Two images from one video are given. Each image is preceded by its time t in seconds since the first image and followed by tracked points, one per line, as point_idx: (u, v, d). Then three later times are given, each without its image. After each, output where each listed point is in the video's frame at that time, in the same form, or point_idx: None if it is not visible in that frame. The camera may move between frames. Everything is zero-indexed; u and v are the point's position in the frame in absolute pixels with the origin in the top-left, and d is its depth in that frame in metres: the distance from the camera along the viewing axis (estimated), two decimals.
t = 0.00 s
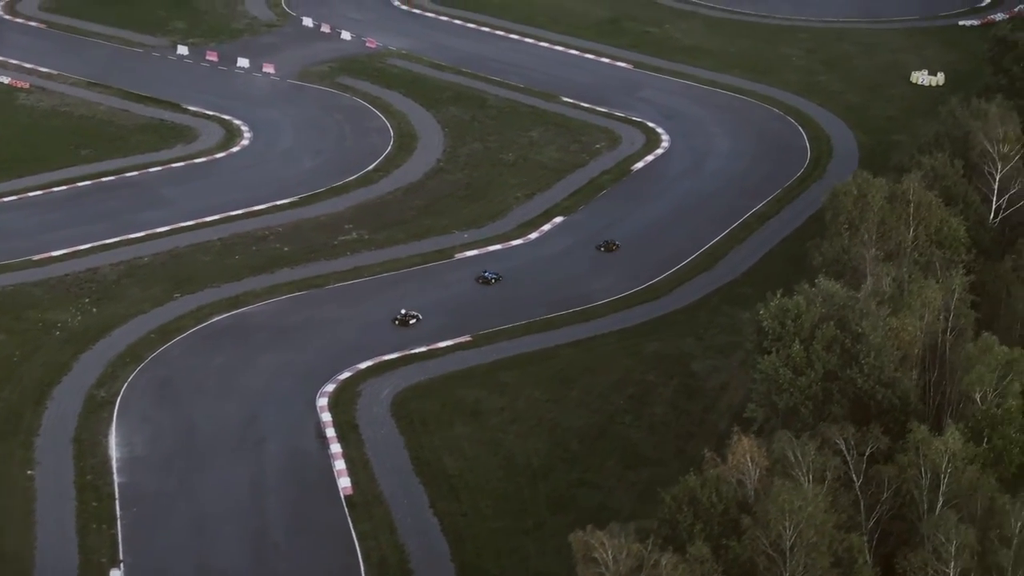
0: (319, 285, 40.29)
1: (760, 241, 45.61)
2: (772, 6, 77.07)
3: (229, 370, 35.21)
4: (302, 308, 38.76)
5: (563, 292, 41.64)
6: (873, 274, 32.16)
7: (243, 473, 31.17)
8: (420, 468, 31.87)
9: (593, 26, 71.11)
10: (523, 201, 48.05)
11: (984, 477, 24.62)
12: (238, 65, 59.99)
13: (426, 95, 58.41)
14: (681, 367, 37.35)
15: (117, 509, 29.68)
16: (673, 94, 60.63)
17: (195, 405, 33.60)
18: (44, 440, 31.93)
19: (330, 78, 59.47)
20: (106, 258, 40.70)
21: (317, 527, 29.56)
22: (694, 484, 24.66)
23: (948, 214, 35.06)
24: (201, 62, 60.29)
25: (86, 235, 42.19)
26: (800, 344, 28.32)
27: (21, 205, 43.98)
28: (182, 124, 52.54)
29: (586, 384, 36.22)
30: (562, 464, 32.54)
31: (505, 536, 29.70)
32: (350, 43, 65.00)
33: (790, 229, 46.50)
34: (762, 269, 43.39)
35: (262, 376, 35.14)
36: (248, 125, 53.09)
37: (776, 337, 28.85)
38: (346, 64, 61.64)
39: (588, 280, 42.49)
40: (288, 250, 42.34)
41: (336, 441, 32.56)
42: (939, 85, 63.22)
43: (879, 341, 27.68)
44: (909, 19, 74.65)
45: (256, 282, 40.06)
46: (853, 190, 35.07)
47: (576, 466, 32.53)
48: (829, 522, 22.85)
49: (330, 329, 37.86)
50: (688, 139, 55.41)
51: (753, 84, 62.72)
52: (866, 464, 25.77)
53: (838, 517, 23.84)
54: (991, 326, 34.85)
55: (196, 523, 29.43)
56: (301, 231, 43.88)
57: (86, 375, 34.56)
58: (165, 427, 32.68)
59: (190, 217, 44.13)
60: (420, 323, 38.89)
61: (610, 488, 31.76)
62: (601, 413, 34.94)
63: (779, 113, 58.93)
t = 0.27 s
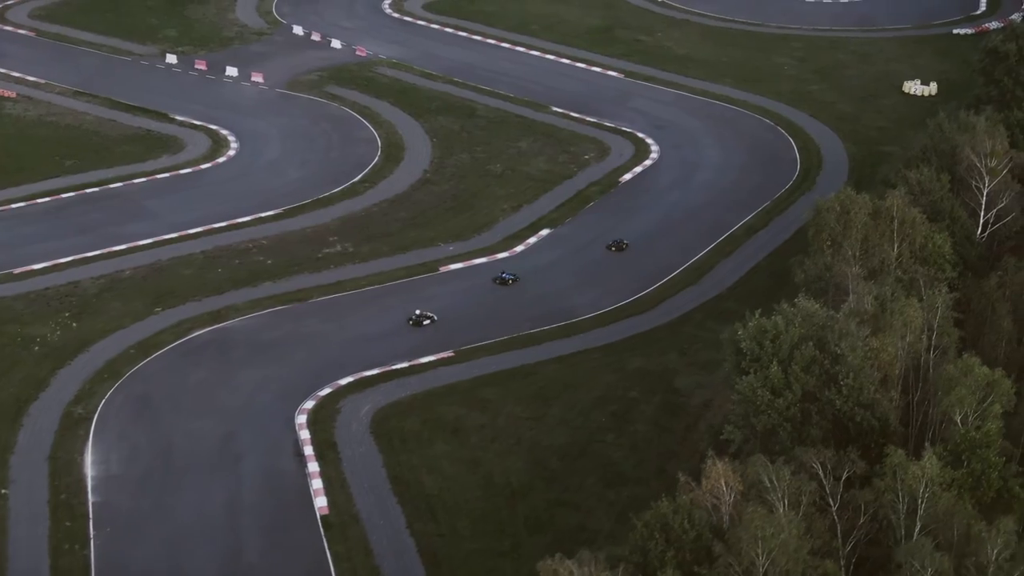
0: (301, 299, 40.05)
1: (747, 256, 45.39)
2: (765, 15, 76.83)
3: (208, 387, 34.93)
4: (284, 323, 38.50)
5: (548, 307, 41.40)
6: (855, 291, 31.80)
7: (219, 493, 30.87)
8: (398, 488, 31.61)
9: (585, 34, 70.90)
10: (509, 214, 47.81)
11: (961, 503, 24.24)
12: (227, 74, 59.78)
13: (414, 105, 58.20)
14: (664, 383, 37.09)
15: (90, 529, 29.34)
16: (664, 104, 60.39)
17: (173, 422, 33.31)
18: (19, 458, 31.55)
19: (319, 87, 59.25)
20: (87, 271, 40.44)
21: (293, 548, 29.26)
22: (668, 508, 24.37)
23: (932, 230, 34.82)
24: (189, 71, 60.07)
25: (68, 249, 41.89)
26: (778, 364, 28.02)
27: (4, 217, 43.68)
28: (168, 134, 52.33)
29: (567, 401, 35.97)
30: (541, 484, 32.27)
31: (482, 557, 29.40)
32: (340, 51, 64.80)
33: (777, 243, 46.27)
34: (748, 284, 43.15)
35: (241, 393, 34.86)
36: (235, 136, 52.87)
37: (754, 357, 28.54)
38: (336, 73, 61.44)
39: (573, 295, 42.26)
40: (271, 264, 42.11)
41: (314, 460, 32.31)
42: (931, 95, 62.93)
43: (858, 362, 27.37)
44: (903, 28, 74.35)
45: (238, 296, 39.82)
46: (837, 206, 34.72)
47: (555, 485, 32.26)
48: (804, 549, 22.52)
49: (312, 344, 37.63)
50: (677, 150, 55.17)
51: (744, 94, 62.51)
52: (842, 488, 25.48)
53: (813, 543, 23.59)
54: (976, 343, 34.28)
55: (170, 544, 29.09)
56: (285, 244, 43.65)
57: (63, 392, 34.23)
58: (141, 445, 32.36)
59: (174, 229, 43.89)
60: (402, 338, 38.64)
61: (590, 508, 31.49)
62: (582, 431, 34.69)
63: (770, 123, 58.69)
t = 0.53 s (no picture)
0: (290, 311, 39.86)
1: (740, 267, 45.12)
2: (764, 22, 76.52)
3: (194, 400, 34.75)
4: (272, 336, 38.32)
5: (538, 319, 41.18)
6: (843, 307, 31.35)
7: (202, 509, 30.68)
8: (382, 504, 31.40)
9: (582, 41, 70.67)
10: (502, 224, 47.62)
11: (945, 527, 23.91)
12: (222, 81, 59.66)
13: (409, 114, 58.04)
14: (653, 398, 36.84)
15: (71, 545, 29.14)
16: (660, 113, 60.16)
17: (157, 436, 33.13)
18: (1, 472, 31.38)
19: (314, 95, 59.11)
20: (75, 282, 40.30)
21: (274, 565, 29.05)
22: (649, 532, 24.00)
23: (924, 245, 34.61)
24: (184, 78, 59.96)
25: (57, 259, 41.76)
26: (763, 383, 27.75)
27: None
28: (161, 143, 52.19)
29: (556, 415, 35.74)
30: (527, 501, 32.04)
31: None
32: (336, 58, 64.66)
33: (770, 255, 46.01)
34: (740, 297, 42.89)
35: (227, 407, 34.67)
36: (228, 144, 52.72)
37: (739, 376, 28.24)
38: (331, 81, 61.28)
39: (564, 307, 42.04)
40: (260, 275, 41.94)
41: (298, 475, 32.11)
42: (930, 103, 62.53)
43: (844, 381, 27.16)
44: (903, 35, 73.92)
45: (227, 308, 39.65)
46: (826, 220, 34.13)
47: (541, 502, 32.03)
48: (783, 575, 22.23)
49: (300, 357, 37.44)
50: (672, 160, 54.92)
51: (741, 102, 62.23)
52: (825, 510, 25.22)
53: (793, 567, 23.35)
54: (967, 359, 33.95)
55: (151, 561, 28.89)
56: (275, 255, 43.48)
57: (48, 405, 34.07)
58: (125, 459, 32.18)
59: (164, 239, 43.74)
60: (391, 351, 38.43)
61: (575, 525, 31.26)
62: (570, 446, 34.46)
63: (766, 132, 58.41)
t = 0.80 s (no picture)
0: (278, 325, 39.64)
1: (733, 281, 44.79)
2: (765, 30, 76.15)
3: (178, 417, 34.55)
4: (259, 351, 38.11)
5: (528, 333, 40.90)
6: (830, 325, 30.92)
7: (182, 527, 30.45)
8: (365, 524, 31.14)
9: (581, 49, 70.37)
10: (494, 236, 47.37)
11: (927, 554, 23.59)
12: (217, 90, 59.51)
13: (405, 123, 57.83)
14: (642, 415, 36.51)
15: (49, 565, 28.91)
16: (657, 123, 59.85)
17: (140, 453, 32.93)
18: None
19: (309, 104, 58.94)
20: (63, 295, 40.16)
21: None
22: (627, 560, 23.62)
23: (915, 262, 34.25)
24: (180, 86, 59.84)
25: (45, 271, 41.61)
26: (746, 406, 27.43)
27: None
28: (154, 152, 52.05)
29: (543, 433, 35.45)
30: (511, 520, 31.76)
31: None
32: (333, 67, 64.48)
33: (764, 269, 45.67)
34: (733, 311, 42.55)
35: (211, 423, 34.45)
36: (221, 153, 52.56)
37: (723, 398, 27.97)
38: (327, 89, 61.11)
39: (555, 321, 41.75)
40: (249, 288, 41.73)
41: (281, 494, 31.87)
42: (929, 114, 62.08)
43: (828, 404, 26.84)
44: (904, 44, 73.47)
45: (214, 321, 39.44)
46: (815, 237, 33.78)
47: (525, 522, 31.73)
48: None
49: (286, 372, 37.22)
50: (668, 171, 54.60)
51: (739, 112, 61.89)
52: (807, 536, 24.92)
53: None
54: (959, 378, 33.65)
55: None
56: (265, 267, 43.28)
57: (31, 421, 33.88)
58: (106, 477, 31.97)
59: (153, 251, 43.57)
60: (379, 366, 38.17)
61: (559, 545, 30.98)
62: (556, 464, 34.16)
63: (763, 143, 58.07)
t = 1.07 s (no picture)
0: (270, 338, 39.44)
1: (730, 295, 44.41)
2: (769, 38, 75.71)
3: (166, 432, 34.37)
4: (250, 365, 37.90)
5: (522, 347, 40.59)
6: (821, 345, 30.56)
7: (166, 546, 30.23)
8: (351, 543, 30.88)
9: (584, 58, 70.07)
10: (491, 248, 47.11)
11: None
12: (216, 98, 59.41)
13: (404, 132, 57.62)
14: (634, 432, 36.17)
15: None
16: (657, 133, 59.50)
17: (126, 470, 32.74)
18: None
19: (308, 112, 58.79)
20: (54, 307, 40.04)
21: None
22: None
23: (909, 280, 33.84)
24: (180, 94, 59.76)
25: (38, 282, 41.49)
26: (733, 428, 27.06)
27: None
28: (151, 161, 51.95)
29: (534, 450, 35.14)
30: (498, 540, 31.46)
31: None
32: (333, 75, 64.33)
33: (761, 282, 45.28)
34: (729, 326, 42.17)
35: (198, 439, 34.24)
36: (219, 163, 52.43)
37: (709, 420, 27.52)
38: (326, 98, 60.95)
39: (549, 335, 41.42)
40: (242, 300, 41.55)
41: (267, 512, 31.62)
42: (933, 124, 61.56)
43: (816, 427, 26.46)
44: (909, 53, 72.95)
45: (205, 335, 39.26)
46: (808, 255, 33.45)
47: (513, 542, 31.43)
48: None
49: (277, 386, 37.01)
50: (668, 182, 54.24)
51: (741, 122, 61.50)
52: (791, 563, 24.55)
53: None
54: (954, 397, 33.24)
55: None
56: (259, 279, 43.09)
57: (18, 436, 33.72)
58: (92, 493, 31.79)
59: (146, 263, 43.44)
60: (371, 380, 37.91)
61: (546, 567, 30.68)
62: (546, 483, 33.84)
63: (765, 154, 57.67)
